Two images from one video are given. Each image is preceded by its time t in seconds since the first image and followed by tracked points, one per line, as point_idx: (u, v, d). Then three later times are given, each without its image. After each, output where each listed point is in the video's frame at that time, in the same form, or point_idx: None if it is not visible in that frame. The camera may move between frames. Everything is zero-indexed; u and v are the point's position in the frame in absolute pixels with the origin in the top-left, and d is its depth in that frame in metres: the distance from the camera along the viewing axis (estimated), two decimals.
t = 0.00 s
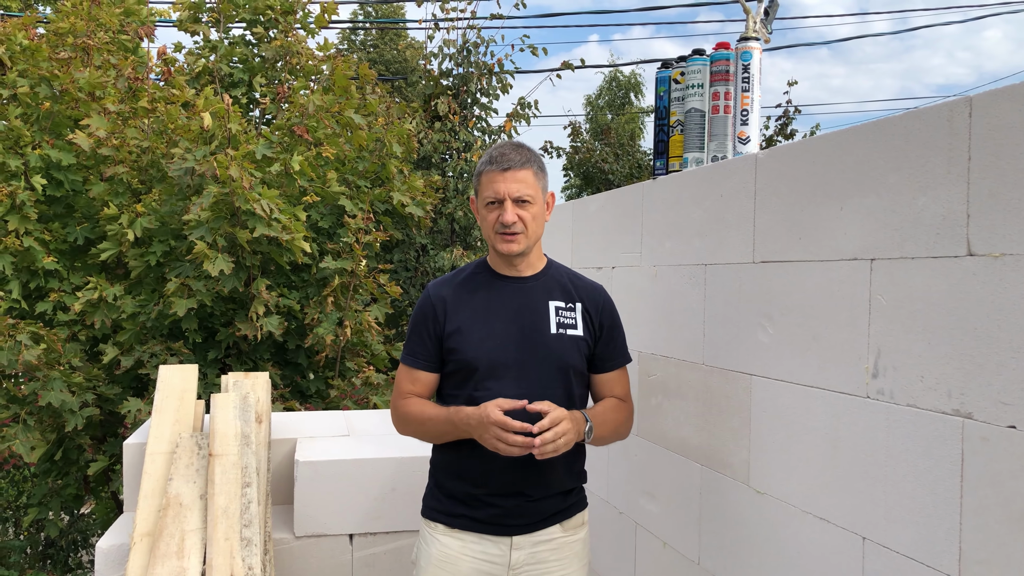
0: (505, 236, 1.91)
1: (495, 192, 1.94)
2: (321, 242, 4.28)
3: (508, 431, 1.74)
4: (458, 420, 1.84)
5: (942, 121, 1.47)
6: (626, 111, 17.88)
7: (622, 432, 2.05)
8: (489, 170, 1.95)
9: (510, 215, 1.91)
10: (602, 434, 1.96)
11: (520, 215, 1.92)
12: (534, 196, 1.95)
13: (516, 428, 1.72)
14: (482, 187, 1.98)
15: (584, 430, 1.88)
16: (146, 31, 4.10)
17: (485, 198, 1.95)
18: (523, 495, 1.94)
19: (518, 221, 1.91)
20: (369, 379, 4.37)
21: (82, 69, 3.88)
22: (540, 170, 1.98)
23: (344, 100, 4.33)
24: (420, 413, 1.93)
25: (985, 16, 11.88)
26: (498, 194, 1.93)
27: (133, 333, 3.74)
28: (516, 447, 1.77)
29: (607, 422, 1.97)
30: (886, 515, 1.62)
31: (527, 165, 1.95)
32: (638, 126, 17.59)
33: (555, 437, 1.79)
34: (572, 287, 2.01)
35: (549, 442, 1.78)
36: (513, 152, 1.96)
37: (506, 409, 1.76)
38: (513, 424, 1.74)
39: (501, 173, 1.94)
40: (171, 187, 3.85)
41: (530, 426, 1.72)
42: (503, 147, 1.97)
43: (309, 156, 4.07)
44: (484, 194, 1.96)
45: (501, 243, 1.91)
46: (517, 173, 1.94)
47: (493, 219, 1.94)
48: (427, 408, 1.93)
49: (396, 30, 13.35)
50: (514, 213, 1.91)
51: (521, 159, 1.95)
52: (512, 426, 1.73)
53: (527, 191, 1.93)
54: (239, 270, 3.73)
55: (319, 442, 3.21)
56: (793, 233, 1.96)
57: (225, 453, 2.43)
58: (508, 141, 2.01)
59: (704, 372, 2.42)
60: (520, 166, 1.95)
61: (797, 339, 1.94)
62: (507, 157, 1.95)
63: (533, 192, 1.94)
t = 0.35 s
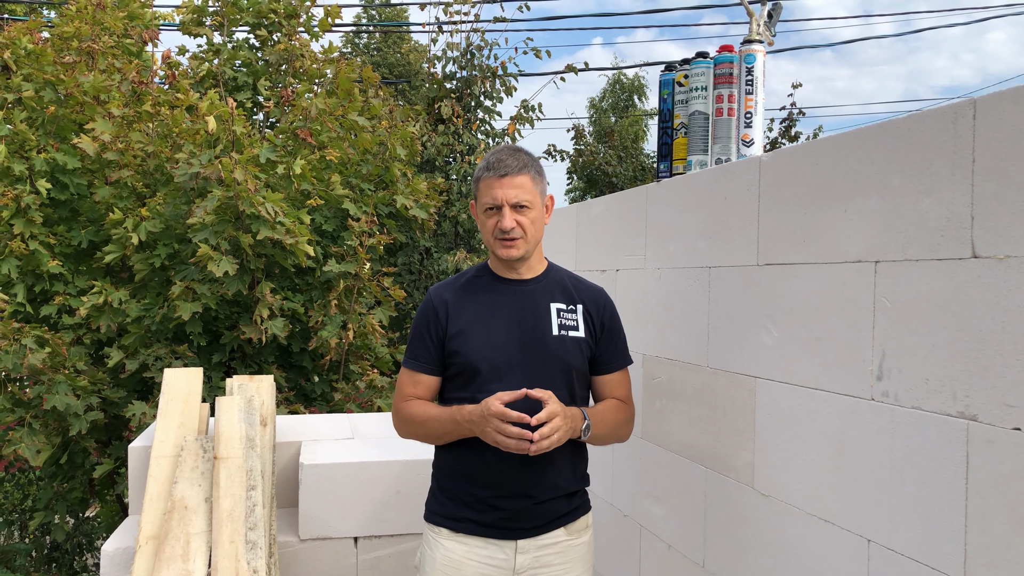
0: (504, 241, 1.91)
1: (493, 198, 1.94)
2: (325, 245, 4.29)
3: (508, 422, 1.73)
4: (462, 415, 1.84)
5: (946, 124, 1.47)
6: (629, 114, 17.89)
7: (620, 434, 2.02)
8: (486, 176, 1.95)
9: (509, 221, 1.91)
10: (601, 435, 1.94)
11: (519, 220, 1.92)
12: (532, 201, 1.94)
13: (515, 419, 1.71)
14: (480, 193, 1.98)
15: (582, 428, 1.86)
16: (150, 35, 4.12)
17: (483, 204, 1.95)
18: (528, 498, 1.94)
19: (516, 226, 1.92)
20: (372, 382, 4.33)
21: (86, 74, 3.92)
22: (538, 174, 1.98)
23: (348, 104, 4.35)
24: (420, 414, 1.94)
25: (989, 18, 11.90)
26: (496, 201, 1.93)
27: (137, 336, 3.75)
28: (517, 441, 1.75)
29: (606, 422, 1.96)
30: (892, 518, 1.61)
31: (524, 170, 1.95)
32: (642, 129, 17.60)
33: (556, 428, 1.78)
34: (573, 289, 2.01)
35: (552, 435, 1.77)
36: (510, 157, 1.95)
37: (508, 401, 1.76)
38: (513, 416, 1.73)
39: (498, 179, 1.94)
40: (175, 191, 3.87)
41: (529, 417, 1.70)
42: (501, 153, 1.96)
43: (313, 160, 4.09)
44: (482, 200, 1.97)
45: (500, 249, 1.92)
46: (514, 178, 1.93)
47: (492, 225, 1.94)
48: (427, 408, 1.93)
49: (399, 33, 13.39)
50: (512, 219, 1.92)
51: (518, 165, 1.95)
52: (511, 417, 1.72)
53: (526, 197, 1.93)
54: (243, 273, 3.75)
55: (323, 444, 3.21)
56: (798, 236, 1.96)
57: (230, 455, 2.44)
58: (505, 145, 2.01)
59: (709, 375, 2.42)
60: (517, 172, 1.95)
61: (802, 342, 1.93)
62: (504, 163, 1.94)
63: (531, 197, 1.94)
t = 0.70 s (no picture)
0: (496, 243, 1.91)
1: (483, 200, 1.93)
2: (326, 245, 4.29)
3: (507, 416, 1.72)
4: (463, 411, 1.83)
5: (946, 123, 1.47)
6: (631, 113, 17.89)
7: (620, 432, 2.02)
8: (477, 178, 1.95)
9: (500, 222, 1.91)
10: (599, 434, 1.94)
11: (510, 221, 1.92)
12: (524, 201, 1.94)
13: (514, 411, 1.70)
14: (472, 195, 1.98)
15: (575, 427, 1.86)
16: (152, 35, 4.11)
17: (474, 206, 1.95)
18: (527, 497, 1.93)
19: (508, 227, 1.91)
20: (375, 382, 4.34)
21: (88, 74, 3.91)
22: (528, 175, 1.97)
23: (349, 103, 4.35)
24: (418, 415, 1.94)
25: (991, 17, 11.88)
26: (487, 202, 1.93)
27: (138, 336, 3.75)
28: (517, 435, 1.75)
29: (604, 421, 1.95)
30: (893, 517, 1.61)
31: (515, 171, 1.94)
32: (643, 129, 17.59)
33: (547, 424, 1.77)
34: (570, 287, 2.01)
35: (543, 432, 1.76)
36: (500, 158, 1.95)
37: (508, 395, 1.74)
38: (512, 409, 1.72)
39: (489, 181, 1.94)
40: (176, 191, 3.87)
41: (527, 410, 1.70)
42: (491, 154, 1.96)
43: (314, 160, 4.09)
44: (473, 202, 1.97)
45: (493, 250, 1.92)
46: (504, 180, 1.93)
47: (484, 226, 1.94)
48: (425, 409, 1.93)
49: (401, 33, 13.39)
50: (504, 220, 1.92)
51: (509, 166, 1.94)
52: (510, 409, 1.71)
53: (517, 198, 1.93)
54: (244, 273, 3.75)
55: (324, 445, 3.22)
56: (798, 235, 1.96)
57: (231, 455, 2.44)
58: (495, 146, 2.00)
59: (710, 375, 2.42)
60: (507, 173, 1.94)
61: (803, 342, 1.93)
62: (494, 165, 1.94)
63: (522, 198, 1.94)
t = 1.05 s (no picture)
0: (494, 254, 1.91)
1: (482, 212, 1.91)
2: (326, 246, 4.29)
3: (483, 410, 1.73)
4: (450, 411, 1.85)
5: (945, 124, 1.47)
6: (632, 114, 17.89)
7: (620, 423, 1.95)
8: (476, 189, 1.91)
9: (498, 235, 1.90)
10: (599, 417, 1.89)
11: (509, 233, 1.90)
12: (522, 213, 1.91)
13: (488, 403, 1.71)
14: (470, 204, 1.95)
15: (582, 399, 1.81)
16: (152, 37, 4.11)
17: (473, 215, 1.93)
18: (527, 497, 1.92)
19: (506, 239, 1.90)
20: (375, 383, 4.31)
21: (88, 76, 3.91)
22: (527, 184, 1.94)
23: (349, 105, 4.35)
24: (414, 418, 1.94)
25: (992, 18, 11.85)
26: (486, 215, 1.90)
27: (139, 338, 3.75)
28: (496, 428, 1.75)
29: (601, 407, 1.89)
30: (892, 519, 1.60)
31: (514, 183, 1.91)
32: (644, 130, 17.58)
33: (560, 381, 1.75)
34: (564, 288, 2.01)
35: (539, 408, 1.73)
36: (500, 168, 1.91)
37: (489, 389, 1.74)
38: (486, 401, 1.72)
39: (488, 193, 1.90)
40: (176, 193, 3.88)
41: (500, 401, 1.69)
42: (490, 164, 1.92)
43: (314, 161, 4.09)
44: (472, 211, 1.94)
45: (489, 260, 1.92)
46: (504, 193, 1.90)
47: (481, 236, 1.93)
48: (420, 411, 1.94)
49: (401, 34, 13.39)
50: (502, 233, 1.90)
51: (508, 177, 1.91)
52: (484, 402, 1.71)
53: (516, 211, 1.90)
54: (245, 275, 3.75)
55: (324, 446, 3.21)
56: (797, 236, 1.96)
57: (230, 457, 2.44)
58: (495, 152, 1.95)
59: (709, 376, 2.41)
60: (507, 185, 1.91)
61: (802, 342, 1.93)
62: (494, 176, 1.90)
63: (521, 210, 1.91)
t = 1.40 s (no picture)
0: (487, 257, 1.91)
1: (473, 215, 1.92)
2: (324, 244, 4.29)
3: (481, 430, 1.73)
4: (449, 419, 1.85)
5: (941, 121, 1.47)
6: (630, 111, 17.88)
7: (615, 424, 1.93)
8: (466, 192, 1.92)
9: (491, 238, 1.90)
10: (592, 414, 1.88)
11: (501, 235, 1.91)
12: (513, 215, 1.92)
13: (485, 426, 1.70)
14: (461, 207, 1.95)
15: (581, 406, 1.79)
16: (150, 34, 4.10)
17: (464, 219, 1.94)
18: (526, 494, 1.93)
19: (498, 241, 1.90)
20: (372, 381, 4.29)
21: (86, 74, 3.90)
22: (517, 186, 1.95)
23: (347, 102, 4.35)
24: (413, 418, 1.98)
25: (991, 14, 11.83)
26: (477, 218, 1.91)
27: (137, 336, 3.75)
28: (495, 446, 1.75)
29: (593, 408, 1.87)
30: (890, 516, 1.61)
31: (504, 185, 1.91)
32: (644, 126, 17.55)
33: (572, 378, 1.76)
34: (561, 285, 2.00)
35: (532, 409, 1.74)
36: (489, 171, 1.91)
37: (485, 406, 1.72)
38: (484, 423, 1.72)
39: (479, 196, 1.91)
40: (174, 190, 3.87)
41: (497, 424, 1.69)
42: (479, 167, 1.92)
43: (312, 158, 4.09)
44: (463, 215, 1.95)
45: (483, 263, 1.93)
46: (495, 195, 1.90)
47: (474, 239, 1.93)
48: (419, 413, 1.97)
49: (400, 31, 13.36)
50: (495, 236, 1.90)
51: (498, 179, 1.91)
52: (481, 424, 1.71)
53: (507, 213, 1.91)
54: (243, 273, 3.75)
55: (323, 444, 3.21)
56: (794, 233, 1.96)
57: (229, 455, 2.43)
58: (486, 155, 1.95)
59: (707, 372, 2.41)
60: (496, 187, 1.91)
61: (800, 339, 1.93)
62: (483, 179, 1.90)
63: (513, 212, 1.92)
